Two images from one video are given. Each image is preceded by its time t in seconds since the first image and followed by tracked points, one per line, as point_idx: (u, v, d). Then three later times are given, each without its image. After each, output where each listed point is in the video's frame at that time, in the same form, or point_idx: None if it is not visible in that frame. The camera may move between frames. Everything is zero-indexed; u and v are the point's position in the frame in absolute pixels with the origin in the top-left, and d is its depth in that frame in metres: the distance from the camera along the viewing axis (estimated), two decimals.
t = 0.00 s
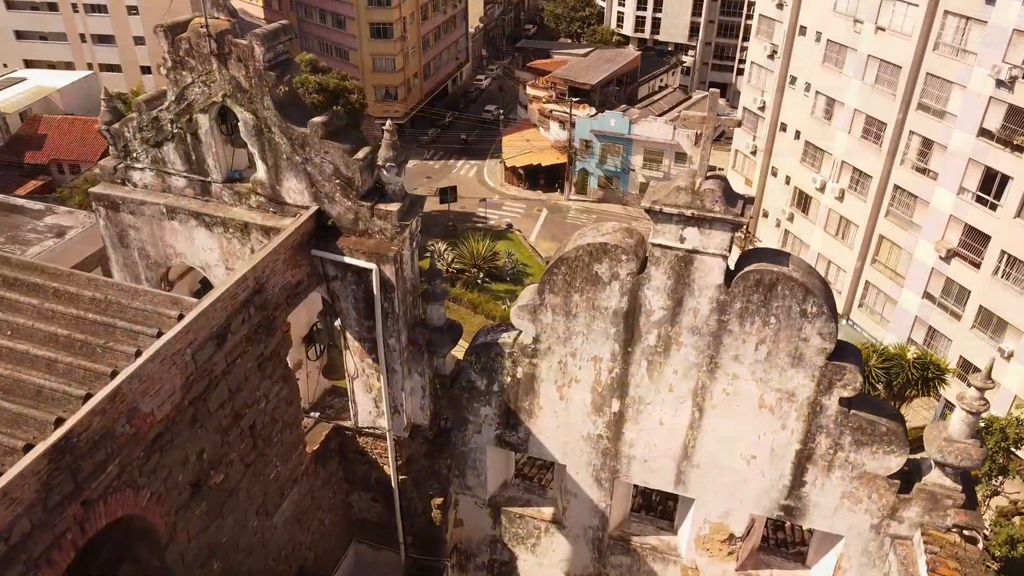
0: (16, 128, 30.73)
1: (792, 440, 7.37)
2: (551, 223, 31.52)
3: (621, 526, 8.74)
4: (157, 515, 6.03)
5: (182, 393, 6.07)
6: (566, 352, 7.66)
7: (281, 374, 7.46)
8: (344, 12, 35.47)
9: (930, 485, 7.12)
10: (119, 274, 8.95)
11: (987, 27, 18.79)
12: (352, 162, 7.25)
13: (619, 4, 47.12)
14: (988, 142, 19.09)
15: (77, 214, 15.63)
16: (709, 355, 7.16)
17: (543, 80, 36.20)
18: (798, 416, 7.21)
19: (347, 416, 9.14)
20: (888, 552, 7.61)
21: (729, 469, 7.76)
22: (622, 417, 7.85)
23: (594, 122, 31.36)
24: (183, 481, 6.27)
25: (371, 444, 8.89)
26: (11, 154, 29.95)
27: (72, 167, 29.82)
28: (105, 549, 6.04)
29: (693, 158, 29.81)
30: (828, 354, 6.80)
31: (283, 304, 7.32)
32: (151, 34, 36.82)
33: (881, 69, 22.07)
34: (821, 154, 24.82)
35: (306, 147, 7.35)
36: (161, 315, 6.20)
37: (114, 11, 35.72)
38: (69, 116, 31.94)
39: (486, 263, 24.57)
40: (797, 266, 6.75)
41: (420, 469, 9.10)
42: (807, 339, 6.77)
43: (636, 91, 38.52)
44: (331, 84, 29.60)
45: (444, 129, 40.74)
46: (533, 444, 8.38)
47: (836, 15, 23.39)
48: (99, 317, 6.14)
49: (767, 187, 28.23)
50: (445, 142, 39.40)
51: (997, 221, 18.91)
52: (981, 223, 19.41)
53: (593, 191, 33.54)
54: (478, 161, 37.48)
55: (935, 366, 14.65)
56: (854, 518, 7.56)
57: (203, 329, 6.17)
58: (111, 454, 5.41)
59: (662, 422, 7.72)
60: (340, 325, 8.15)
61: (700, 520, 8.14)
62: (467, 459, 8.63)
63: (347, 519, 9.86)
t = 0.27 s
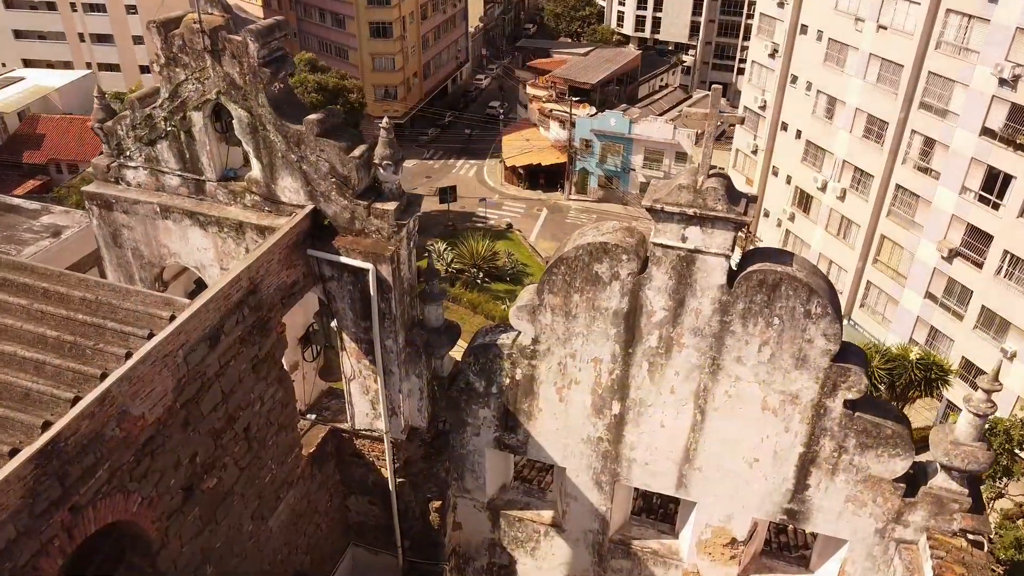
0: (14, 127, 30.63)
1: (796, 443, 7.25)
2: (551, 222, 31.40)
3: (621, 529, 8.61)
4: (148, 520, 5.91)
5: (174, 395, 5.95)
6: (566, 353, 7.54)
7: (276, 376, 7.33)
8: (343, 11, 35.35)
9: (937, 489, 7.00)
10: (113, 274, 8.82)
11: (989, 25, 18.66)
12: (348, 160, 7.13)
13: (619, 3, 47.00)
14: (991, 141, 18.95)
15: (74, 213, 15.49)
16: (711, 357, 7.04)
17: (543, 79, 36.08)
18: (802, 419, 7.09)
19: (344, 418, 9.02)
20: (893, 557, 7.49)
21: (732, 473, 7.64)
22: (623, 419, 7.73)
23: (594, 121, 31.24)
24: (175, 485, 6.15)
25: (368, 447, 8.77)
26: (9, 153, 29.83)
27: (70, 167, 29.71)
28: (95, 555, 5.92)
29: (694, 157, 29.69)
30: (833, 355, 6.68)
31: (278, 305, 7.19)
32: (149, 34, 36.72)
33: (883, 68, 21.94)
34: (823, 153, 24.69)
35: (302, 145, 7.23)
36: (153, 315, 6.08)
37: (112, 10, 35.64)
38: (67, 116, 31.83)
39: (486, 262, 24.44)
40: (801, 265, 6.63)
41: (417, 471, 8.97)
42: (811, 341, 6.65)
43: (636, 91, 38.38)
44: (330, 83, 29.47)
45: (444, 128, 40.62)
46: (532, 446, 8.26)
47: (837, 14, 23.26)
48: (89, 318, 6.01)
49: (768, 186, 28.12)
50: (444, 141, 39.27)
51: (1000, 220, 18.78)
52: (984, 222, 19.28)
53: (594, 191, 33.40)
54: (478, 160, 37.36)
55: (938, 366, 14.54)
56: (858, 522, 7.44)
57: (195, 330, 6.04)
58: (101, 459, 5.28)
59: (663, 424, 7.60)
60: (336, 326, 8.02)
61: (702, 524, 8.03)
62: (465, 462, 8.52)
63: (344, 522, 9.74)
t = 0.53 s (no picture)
0: (13, 127, 30.52)
1: (799, 447, 7.14)
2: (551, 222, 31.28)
3: (621, 533, 8.49)
4: (139, 526, 5.79)
5: (166, 399, 5.83)
6: (565, 355, 7.43)
7: (270, 379, 7.22)
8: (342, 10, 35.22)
9: (943, 494, 6.87)
10: (106, 276, 8.71)
11: (992, 24, 18.53)
12: (344, 159, 7.01)
13: (619, 3, 46.90)
14: (994, 140, 18.83)
15: (70, 214, 15.36)
16: (713, 359, 6.92)
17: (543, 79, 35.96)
18: (805, 422, 6.98)
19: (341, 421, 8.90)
20: (897, 562, 7.38)
21: (734, 477, 7.52)
22: (623, 423, 7.62)
23: (594, 121, 31.14)
24: (167, 491, 6.04)
25: (365, 450, 8.65)
26: (7, 153, 29.71)
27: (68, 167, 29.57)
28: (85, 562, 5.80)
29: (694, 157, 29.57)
30: (837, 358, 6.57)
31: (273, 306, 7.08)
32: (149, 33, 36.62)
33: (885, 67, 21.83)
34: (824, 153, 24.58)
35: (297, 145, 7.11)
36: (144, 318, 5.97)
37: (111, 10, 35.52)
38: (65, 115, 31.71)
39: (485, 263, 24.32)
40: (805, 267, 6.51)
41: (415, 475, 8.85)
42: (815, 343, 6.53)
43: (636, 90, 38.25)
44: (329, 82, 29.27)
45: (444, 128, 40.50)
46: (531, 449, 8.15)
47: (839, 13, 23.15)
48: (79, 320, 5.90)
49: (769, 186, 28.01)
50: (444, 141, 39.15)
51: (1002, 220, 18.65)
52: (986, 222, 19.15)
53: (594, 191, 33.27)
54: (478, 160, 37.25)
55: (941, 368, 14.44)
56: (862, 527, 7.33)
57: (187, 333, 5.93)
58: (89, 465, 5.17)
59: (664, 428, 7.48)
60: (332, 328, 7.91)
61: (704, 528, 7.91)
62: (463, 465, 8.40)
63: (341, 526, 9.63)
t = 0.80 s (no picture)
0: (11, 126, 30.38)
1: (802, 451, 7.02)
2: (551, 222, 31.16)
3: (621, 538, 8.37)
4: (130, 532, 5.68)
5: (157, 403, 5.72)
6: (565, 357, 7.31)
7: (265, 381, 7.10)
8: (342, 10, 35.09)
9: (949, 499, 6.75)
10: (100, 276, 8.59)
11: (995, 22, 18.42)
12: (339, 158, 6.90)
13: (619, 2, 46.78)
14: (996, 140, 18.71)
15: (66, 213, 15.23)
16: (715, 361, 6.81)
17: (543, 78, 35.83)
18: (809, 426, 6.86)
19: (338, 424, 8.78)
20: (902, 568, 7.26)
21: (736, 481, 7.41)
22: (624, 426, 7.50)
23: (595, 121, 31.04)
24: (158, 496, 5.92)
25: (362, 452, 8.54)
26: (5, 153, 29.57)
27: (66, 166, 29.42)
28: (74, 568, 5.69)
29: (695, 156, 29.45)
30: (841, 361, 6.45)
31: (267, 307, 6.96)
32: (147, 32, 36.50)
33: (886, 66, 21.71)
34: (825, 152, 24.46)
35: (292, 143, 7.00)
36: (135, 320, 5.85)
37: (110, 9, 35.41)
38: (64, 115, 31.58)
39: (485, 263, 24.19)
40: (808, 267, 6.40)
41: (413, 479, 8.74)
42: (819, 346, 6.41)
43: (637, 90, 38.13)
44: (328, 82, 29.16)
45: (443, 128, 40.37)
46: (530, 453, 8.03)
47: (840, 12, 23.05)
48: (69, 322, 5.79)
49: (770, 185, 27.90)
50: (444, 141, 39.02)
51: (1004, 220, 18.54)
52: (989, 222, 19.03)
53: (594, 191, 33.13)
54: (478, 160, 37.13)
55: (944, 369, 14.30)
56: (866, 531, 7.21)
57: (179, 335, 5.81)
58: (78, 470, 5.05)
59: (665, 431, 7.37)
60: (328, 330, 7.79)
61: (705, 532, 7.79)
62: (462, 468, 8.28)
63: (338, 529, 9.51)
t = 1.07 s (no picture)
0: (9, 126, 30.33)
1: (806, 455, 6.91)
2: (551, 222, 31.06)
3: (622, 542, 8.24)
4: (120, 539, 5.56)
5: (148, 407, 5.60)
6: (565, 359, 7.19)
7: (260, 383, 6.98)
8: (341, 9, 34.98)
9: (955, 504, 6.63)
10: (93, 277, 8.48)
11: (998, 21, 18.30)
12: (335, 157, 6.78)
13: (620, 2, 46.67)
14: (998, 139, 18.60)
15: (63, 213, 15.12)
16: (717, 364, 6.69)
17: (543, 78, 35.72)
18: (813, 429, 6.74)
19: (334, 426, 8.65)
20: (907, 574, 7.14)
21: (739, 486, 7.29)
22: (625, 429, 7.38)
23: (595, 120, 30.94)
24: (150, 502, 5.80)
25: (359, 456, 8.41)
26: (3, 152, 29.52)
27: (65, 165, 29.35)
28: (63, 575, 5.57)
29: (695, 156, 29.35)
30: (846, 363, 6.33)
31: (262, 308, 6.84)
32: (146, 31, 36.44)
33: (888, 65, 21.60)
34: (827, 152, 24.34)
35: (287, 142, 6.88)
36: (126, 322, 5.74)
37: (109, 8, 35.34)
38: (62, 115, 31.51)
39: (485, 262, 24.08)
40: (813, 268, 6.28)
41: (411, 482, 8.61)
42: (823, 348, 6.30)
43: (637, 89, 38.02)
44: (327, 81, 29.06)
45: (443, 127, 40.25)
46: (530, 456, 7.91)
47: (842, 11, 22.94)
48: (58, 324, 5.67)
49: (772, 185, 27.79)
50: (444, 140, 38.90)
51: (1007, 220, 18.41)
52: (991, 222, 18.91)
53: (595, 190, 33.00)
54: (478, 159, 37.01)
55: (947, 370, 14.20)
56: (871, 536, 7.09)
57: (170, 337, 5.69)
58: (66, 476, 4.94)
59: (667, 434, 7.25)
60: (324, 331, 7.67)
61: (707, 537, 7.68)
62: (460, 472, 8.16)
63: (335, 534, 9.38)
